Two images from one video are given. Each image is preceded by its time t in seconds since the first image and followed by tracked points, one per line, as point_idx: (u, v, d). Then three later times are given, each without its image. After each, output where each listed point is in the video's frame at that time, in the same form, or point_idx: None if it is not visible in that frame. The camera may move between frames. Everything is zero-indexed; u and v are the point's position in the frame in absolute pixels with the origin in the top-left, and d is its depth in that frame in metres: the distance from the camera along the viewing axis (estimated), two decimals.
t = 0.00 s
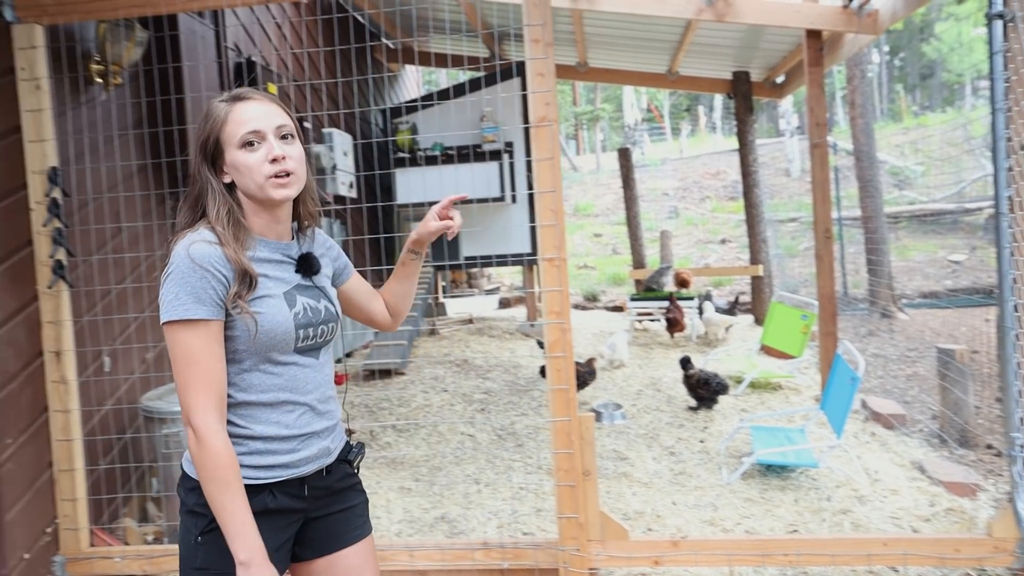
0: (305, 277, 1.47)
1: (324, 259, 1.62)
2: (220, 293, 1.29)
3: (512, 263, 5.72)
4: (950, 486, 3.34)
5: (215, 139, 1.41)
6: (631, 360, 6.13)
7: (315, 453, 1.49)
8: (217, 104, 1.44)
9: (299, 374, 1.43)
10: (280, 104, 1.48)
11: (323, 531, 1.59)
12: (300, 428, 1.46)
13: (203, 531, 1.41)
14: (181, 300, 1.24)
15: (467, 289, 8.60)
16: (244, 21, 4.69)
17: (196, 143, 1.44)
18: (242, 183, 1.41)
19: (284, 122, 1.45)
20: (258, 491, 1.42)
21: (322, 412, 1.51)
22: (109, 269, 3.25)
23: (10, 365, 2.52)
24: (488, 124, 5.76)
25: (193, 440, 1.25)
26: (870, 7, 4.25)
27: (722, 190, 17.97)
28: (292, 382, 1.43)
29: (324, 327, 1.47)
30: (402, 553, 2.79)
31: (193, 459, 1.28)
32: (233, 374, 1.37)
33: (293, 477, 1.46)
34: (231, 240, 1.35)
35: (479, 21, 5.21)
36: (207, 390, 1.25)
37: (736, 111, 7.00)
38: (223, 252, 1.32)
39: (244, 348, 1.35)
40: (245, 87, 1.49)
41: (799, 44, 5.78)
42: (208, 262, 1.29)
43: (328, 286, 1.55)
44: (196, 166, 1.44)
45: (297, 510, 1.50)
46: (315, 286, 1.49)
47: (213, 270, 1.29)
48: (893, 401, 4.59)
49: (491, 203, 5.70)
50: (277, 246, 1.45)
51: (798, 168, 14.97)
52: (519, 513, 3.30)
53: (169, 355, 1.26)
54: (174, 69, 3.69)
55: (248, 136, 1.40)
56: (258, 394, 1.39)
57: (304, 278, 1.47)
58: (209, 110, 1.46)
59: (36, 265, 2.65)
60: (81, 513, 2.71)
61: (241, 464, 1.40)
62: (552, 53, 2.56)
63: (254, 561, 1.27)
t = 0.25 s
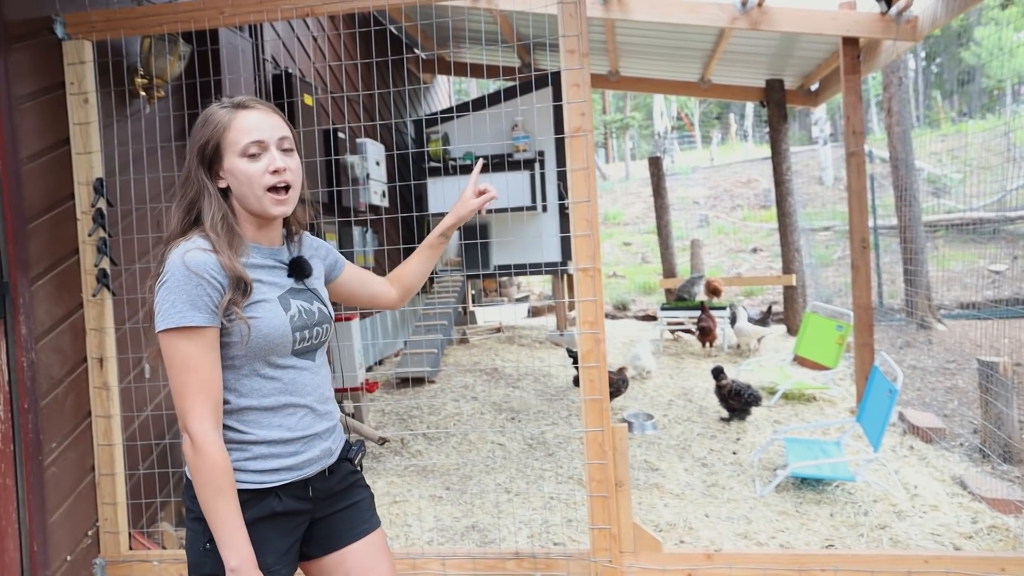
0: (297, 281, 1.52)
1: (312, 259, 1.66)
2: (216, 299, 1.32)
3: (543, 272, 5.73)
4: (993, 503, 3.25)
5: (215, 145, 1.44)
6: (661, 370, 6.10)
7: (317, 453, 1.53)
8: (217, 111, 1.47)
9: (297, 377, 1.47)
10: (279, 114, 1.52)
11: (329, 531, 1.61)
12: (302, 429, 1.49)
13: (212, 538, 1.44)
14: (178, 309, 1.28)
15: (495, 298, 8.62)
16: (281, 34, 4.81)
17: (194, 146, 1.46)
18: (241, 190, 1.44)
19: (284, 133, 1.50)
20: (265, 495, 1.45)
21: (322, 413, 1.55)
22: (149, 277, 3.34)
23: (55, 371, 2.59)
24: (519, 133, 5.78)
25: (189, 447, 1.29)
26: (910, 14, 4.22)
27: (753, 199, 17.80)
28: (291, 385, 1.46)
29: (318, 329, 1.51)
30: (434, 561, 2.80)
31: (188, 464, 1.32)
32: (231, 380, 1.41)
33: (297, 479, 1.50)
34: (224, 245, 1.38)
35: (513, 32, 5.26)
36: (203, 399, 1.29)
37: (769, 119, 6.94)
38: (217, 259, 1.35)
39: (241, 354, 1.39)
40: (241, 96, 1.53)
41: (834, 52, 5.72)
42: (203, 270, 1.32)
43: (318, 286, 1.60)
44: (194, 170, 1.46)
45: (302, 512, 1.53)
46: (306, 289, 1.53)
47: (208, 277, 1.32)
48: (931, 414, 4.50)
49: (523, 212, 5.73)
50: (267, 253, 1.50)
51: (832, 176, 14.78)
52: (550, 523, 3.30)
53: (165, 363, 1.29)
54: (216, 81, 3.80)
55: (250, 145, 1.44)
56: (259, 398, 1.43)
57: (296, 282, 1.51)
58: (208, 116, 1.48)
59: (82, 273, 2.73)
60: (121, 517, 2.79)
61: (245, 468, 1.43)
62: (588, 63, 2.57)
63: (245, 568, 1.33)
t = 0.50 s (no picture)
0: (290, 284, 1.54)
1: (304, 261, 1.67)
2: (208, 311, 1.32)
3: (550, 277, 5.73)
4: (1003, 513, 3.24)
5: (232, 152, 1.43)
6: (668, 376, 6.09)
7: (324, 454, 1.54)
8: (223, 117, 1.45)
9: (298, 379, 1.48)
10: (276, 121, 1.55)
11: (335, 535, 1.63)
12: (307, 430, 1.50)
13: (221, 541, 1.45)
14: (168, 324, 1.29)
15: (502, 302, 8.63)
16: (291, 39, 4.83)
17: (202, 153, 1.42)
18: (262, 196, 1.46)
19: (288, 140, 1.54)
20: (273, 496, 1.46)
21: (326, 414, 1.56)
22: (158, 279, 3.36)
23: (66, 373, 2.60)
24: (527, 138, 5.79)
25: (192, 457, 1.31)
26: (920, 20, 4.22)
27: (760, 205, 17.78)
28: (292, 387, 1.48)
29: (315, 330, 1.52)
30: (441, 566, 2.81)
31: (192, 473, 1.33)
32: (230, 387, 1.42)
33: (305, 479, 1.51)
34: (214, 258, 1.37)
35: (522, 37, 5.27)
36: (201, 408, 1.30)
37: (777, 125, 6.93)
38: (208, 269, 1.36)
39: (240, 361, 1.40)
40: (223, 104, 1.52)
41: (843, 59, 5.72)
42: (192, 281, 1.33)
43: (311, 287, 1.61)
44: (205, 177, 1.42)
45: (311, 513, 1.54)
46: (300, 292, 1.55)
47: (197, 289, 1.32)
48: (940, 423, 4.48)
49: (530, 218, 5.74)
50: (259, 259, 1.50)
51: (839, 183, 14.76)
52: (557, 529, 3.30)
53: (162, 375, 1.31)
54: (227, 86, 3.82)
55: (269, 152, 1.47)
56: (261, 402, 1.44)
57: (288, 286, 1.53)
58: (210, 121, 1.45)
59: (93, 276, 2.75)
60: (130, 520, 2.79)
61: (252, 471, 1.44)
62: (598, 70, 2.58)
63: (256, 571, 1.34)
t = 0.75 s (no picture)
0: (301, 287, 1.55)
1: (311, 264, 1.69)
2: (227, 316, 1.33)
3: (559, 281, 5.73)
4: (1015, 522, 3.22)
5: (266, 158, 1.45)
6: (676, 382, 6.08)
7: (337, 455, 1.55)
8: (246, 123, 1.47)
9: (310, 381, 1.49)
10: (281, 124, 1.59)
11: (347, 537, 1.64)
12: (321, 432, 1.51)
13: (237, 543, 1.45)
14: (190, 329, 1.29)
15: (509, 307, 8.64)
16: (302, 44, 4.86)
17: (237, 162, 1.42)
18: (291, 197, 1.52)
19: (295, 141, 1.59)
20: (288, 498, 1.46)
21: (337, 416, 1.57)
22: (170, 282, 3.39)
23: (80, 376, 2.62)
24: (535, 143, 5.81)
25: (208, 462, 1.31)
26: (932, 27, 4.21)
27: (767, 211, 17.74)
28: (306, 390, 1.48)
29: (325, 334, 1.54)
30: (450, 571, 2.81)
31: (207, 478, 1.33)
32: (246, 391, 1.42)
33: (319, 481, 1.51)
34: (247, 266, 1.37)
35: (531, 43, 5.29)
36: (218, 413, 1.30)
37: (786, 131, 6.92)
38: (227, 276, 1.37)
39: (256, 365, 1.41)
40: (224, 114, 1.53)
41: (853, 65, 5.71)
42: (210, 287, 1.33)
43: (319, 290, 1.63)
44: (245, 182, 1.42)
45: (324, 514, 1.54)
46: (311, 295, 1.56)
47: (215, 295, 1.33)
48: (950, 430, 4.46)
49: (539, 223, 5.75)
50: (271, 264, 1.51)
51: (847, 189, 14.73)
52: (566, 534, 3.29)
53: (178, 381, 1.31)
54: (240, 91, 3.85)
55: (292, 154, 1.53)
56: (276, 406, 1.44)
57: (299, 289, 1.54)
58: (235, 128, 1.45)
59: (107, 279, 2.75)
60: (141, 522, 2.79)
61: (268, 473, 1.44)
62: (610, 76, 2.59)
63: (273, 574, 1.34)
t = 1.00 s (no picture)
0: (308, 289, 1.57)
1: (317, 267, 1.71)
2: (234, 318, 1.35)
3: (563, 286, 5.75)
4: (1021, 526, 3.22)
5: (269, 167, 1.47)
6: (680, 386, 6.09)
7: (344, 459, 1.56)
8: (250, 131, 1.49)
9: (316, 384, 1.51)
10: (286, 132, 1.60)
11: (354, 542, 1.65)
12: (328, 435, 1.52)
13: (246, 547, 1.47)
14: (198, 331, 1.31)
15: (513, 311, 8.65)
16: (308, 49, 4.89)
17: (239, 169, 1.44)
18: (294, 204, 1.53)
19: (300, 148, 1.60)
20: (296, 501, 1.47)
21: (344, 419, 1.58)
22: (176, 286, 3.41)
23: (86, 381, 2.64)
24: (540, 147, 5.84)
25: (213, 465, 1.32)
26: (937, 32, 4.25)
27: (771, 215, 17.74)
28: (312, 392, 1.50)
29: (331, 336, 1.55)
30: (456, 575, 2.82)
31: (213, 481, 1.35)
32: (254, 394, 1.44)
33: (326, 484, 1.52)
34: (253, 273, 1.40)
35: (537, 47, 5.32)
36: (223, 415, 1.32)
37: (791, 135, 6.94)
38: (236, 278, 1.39)
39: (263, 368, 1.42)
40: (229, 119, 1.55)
41: (857, 69, 5.73)
42: (217, 289, 1.35)
43: (326, 293, 1.64)
44: (247, 190, 1.45)
45: (332, 518, 1.55)
46: (317, 297, 1.58)
47: (222, 296, 1.35)
48: (955, 435, 4.46)
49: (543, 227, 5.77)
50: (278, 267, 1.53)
51: (850, 193, 14.74)
52: (572, 538, 3.30)
53: (185, 384, 1.33)
54: (246, 97, 3.88)
55: (295, 161, 1.54)
56: (283, 409, 1.46)
57: (305, 291, 1.56)
58: (238, 136, 1.47)
59: (113, 284, 2.77)
60: (146, 526, 2.81)
61: (275, 477, 1.45)
62: (617, 82, 2.61)
63: None
